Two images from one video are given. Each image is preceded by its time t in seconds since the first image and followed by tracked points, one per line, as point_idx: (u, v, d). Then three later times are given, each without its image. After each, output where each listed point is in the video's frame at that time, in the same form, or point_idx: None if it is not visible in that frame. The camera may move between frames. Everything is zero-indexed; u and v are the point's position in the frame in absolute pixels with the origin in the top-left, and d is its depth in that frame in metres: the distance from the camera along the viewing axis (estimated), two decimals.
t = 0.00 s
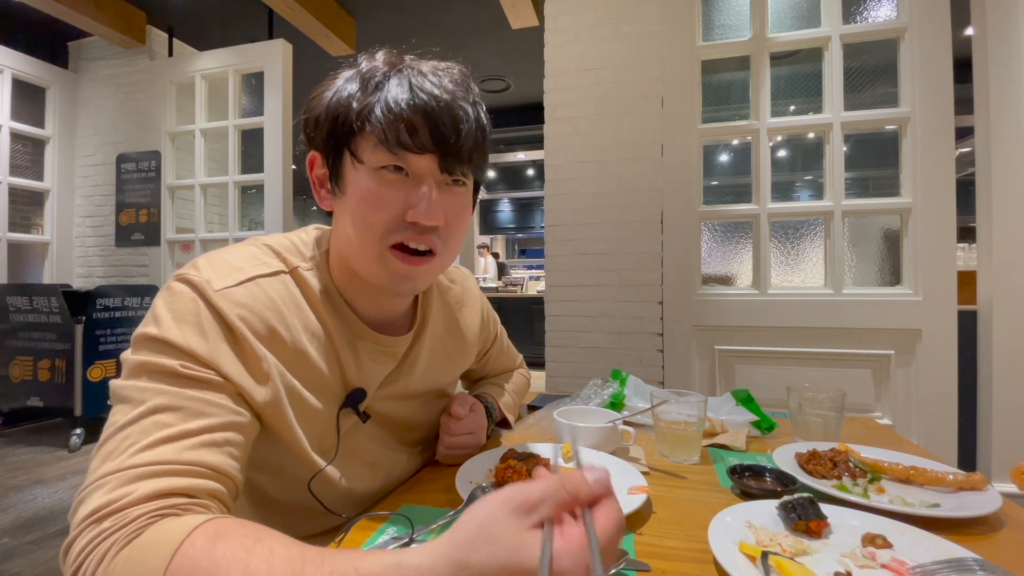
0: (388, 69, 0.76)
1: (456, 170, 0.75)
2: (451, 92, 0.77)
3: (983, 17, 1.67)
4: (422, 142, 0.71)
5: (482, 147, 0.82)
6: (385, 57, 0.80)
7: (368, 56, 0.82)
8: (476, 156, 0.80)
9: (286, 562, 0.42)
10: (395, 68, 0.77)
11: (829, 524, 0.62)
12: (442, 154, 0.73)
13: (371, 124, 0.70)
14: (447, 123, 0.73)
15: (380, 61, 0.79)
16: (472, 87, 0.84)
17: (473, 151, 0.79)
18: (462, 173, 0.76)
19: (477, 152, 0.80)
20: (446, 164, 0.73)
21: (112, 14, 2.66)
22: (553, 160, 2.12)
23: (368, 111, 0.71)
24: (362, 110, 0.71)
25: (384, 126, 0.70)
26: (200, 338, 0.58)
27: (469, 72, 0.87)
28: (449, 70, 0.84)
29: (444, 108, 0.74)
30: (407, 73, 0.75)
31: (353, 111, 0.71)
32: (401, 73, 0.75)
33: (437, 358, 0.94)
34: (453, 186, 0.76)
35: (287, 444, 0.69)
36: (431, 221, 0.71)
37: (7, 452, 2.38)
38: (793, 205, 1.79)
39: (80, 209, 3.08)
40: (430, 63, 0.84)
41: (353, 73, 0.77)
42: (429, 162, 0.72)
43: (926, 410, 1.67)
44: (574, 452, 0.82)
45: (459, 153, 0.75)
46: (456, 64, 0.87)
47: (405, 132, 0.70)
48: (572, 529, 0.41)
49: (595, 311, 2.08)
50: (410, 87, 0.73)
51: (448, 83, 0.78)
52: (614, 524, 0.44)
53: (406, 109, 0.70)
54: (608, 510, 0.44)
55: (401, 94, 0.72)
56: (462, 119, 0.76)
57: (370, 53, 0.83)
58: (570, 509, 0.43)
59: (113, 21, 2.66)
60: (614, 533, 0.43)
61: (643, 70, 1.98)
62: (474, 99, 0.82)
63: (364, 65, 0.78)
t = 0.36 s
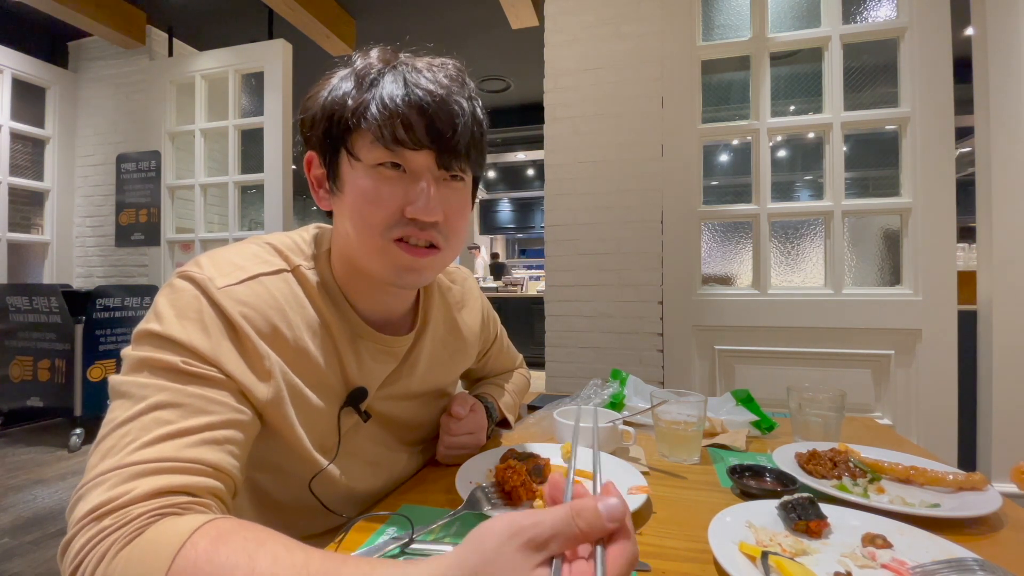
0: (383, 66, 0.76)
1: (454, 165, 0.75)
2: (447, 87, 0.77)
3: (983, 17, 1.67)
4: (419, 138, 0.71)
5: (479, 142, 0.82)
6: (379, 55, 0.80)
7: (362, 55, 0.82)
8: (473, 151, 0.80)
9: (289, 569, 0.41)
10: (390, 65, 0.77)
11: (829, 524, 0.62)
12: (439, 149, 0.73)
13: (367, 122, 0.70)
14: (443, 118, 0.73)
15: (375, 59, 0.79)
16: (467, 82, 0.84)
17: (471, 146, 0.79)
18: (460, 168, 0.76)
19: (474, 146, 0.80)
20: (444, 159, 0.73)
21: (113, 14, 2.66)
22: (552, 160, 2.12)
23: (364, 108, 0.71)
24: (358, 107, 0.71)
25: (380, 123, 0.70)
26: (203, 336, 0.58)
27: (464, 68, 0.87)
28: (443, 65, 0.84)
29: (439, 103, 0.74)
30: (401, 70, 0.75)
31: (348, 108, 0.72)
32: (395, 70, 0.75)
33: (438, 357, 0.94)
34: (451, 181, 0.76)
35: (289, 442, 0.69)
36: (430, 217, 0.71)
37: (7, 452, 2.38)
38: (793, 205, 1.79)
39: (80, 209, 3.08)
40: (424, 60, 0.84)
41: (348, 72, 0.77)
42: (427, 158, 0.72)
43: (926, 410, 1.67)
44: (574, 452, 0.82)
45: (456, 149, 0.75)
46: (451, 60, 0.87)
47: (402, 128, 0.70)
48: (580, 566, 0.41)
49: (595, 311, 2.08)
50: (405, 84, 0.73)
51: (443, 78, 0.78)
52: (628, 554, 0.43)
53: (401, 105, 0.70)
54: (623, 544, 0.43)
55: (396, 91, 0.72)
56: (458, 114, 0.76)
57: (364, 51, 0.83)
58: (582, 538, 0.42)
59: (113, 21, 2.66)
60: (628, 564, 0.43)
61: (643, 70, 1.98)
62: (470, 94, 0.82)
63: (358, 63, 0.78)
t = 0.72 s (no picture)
0: (387, 67, 0.76)
1: (457, 169, 0.75)
2: (451, 89, 0.76)
3: (983, 17, 1.67)
4: (422, 141, 0.71)
5: (482, 145, 0.81)
6: (384, 55, 0.80)
7: (367, 54, 0.81)
8: (476, 155, 0.79)
9: (292, 571, 0.41)
10: (395, 66, 0.77)
11: (829, 524, 0.62)
12: (442, 152, 0.73)
13: (370, 124, 0.70)
14: (446, 121, 0.73)
15: (379, 60, 0.78)
16: (472, 85, 0.84)
17: (473, 149, 0.78)
18: (463, 172, 0.76)
19: (477, 150, 0.80)
20: (446, 163, 0.73)
21: (113, 14, 2.66)
22: (553, 160, 2.12)
23: (367, 110, 0.71)
24: (361, 108, 0.71)
25: (383, 125, 0.70)
26: (205, 335, 0.58)
27: (469, 70, 0.87)
28: (448, 67, 0.83)
29: (443, 106, 0.73)
30: (406, 71, 0.75)
31: (352, 110, 0.72)
32: (400, 71, 0.75)
33: (439, 357, 0.94)
34: (453, 185, 0.76)
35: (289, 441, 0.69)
36: (431, 220, 0.71)
37: (7, 452, 2.38)
38: (793, 205, 1.79)
39: (80, 209, 3.08)
40: (429, 61, 0.83)
41: (352, 71, 0.77)
42: (429, 161, 0.72)
43: (926, 410, 1.67)
44: (574, 452, 0.83)
45: (458, 152, 0.75)
46: (456, 62, 0.87)
47: (404, 131, 0.70)
48: None
49: (595, 311, 2.08)
50: (409, 85, 0.72)
51: (447, 80, 0.78)
52: None
53: (404, 107, 0.70)
54: None
55: (400, 92, 0.71)
56: (461, 117, 0.75)
57: (368, 51, 0.82)
58: None
59: (113, 21, 2.66)
60: None
61: (643, 70, 1.98)
62: (474, 96, 0.82)
63: (362, 63, 0.78)
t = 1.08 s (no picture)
0: (385, 68, 0.76)
1: (456, 167, 0.75)
2: (448, 88, 0.76)
3: (983, 17, 1.67)
4: (420, 140, 0.71)
5: (482, 143, 0.81)
6: (381, 56, 0.80)
7: (365, 55, 0.81)
8: (475, 153, 0.79)
9: (293, 574, 0.41)
10: (392, 66, 0.77)
11: (829, 524, 0.62)
12: (441, 151, 0.73)
13: (368, 125, 0.70)
14: (444, 119, 0.73)
15: (377, 60, 0.78)
16: (469, 83, 0.84)
17: (472, 148, 0.78)
18: (462, 170, 0.76)
19: (476, 147, 0.79)
20: (445, 162, 0.73)
21: (113, 14, 2.66)
22: (553, 160, 2.12)
23: (366, 111, 0.71)
24: (359, 109, 0.71)
25: (382, 126, 0.70)
26: (208, 335, 0.58)
27: (467, 68, 0.87)
28: (445, 66, 0.83)
29: (441, 105, 0.73)
30: (403, 71, 0.75)
31: (350, 111, 0.72)
32: (397, 71, 0.75)
33: (439, 358, 0.94)
34: (453, 183, 0.76)
35: (290, 441, 0.69)
36: (431, 219, 0.71)
37: (7, 452, 2.38)
38: (793, 205, 1.79)
39: (79, 209, 3.08)
40: (427, 60, 0.83)
41: (350, 73, 0.77)
42: (428, 161, 0.72)
43: (926, 410, 1.67)
44: (574, 452, 0.83)
45: (457, 151, 0.75)
46: (453, 61, 0.87)
47: (403, 131, 0.70)
48: None
49: (595, 311, 2.08)
50: (407, 85, 0.72)
51: (444, 79, 0.78)
52: None
53: (402, 107, 0.70)
54: None
55: (398, 93, 0.71)
56: (459, 115, 0.75)
57: (366, 52, 0.82)
58: None
59: (113, 21, 2.66)
60: None
61: (643, 70, 1.98)
62: (472, 94, 0.82)
63: (360, 64, 0.78)
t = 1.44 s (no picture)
0: (393, 73, 0.76)
1: (462, 171, 0.75)
2: (455, 94, 0.76)
3: (983, 17, 1.67)
4: (428, 144, 0.71)
5: (487, 147, 0.81)
6: (389, 62, 0.80)
7: (373, 61, 0.81)
8: (480, 156, 0.79)
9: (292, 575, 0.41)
10: (400, 72, 0.77)
11: (828, 524, 0.62)
12: (447, 155, 0.73)
13: (377, 128, 0.70)
14: (451, 123, 0.73)
15: (385, 66, 0.79)
16: (475, 88, 0.84)
17: (477, 151, 0.78)
18: (468, 173, 0.76)
19: (481, 151, 0.80)
20: (452, 165, 0.73)
21: (112, 14, 2.66)
22: (553, 160, 2.12)
23: (375, 115, 0.71)
24: (368, 114, 0.71)
25: (390, 129, 0.70)
26: (218, 334, 0.58)
27: (471, 74, 0.87)
28: (451, 72, 0.83)
29: (447, 110, 0.73)
30: (411, 76, 0.75)
31: (359, 115, 0.72)
32: (405, 76, 0.75)
33: (441, 356, 0.94)
34: (459, 185, 0.76)
35: (297, 441, 0.70)
36: (438, 221, 0.72)
37: (7, 452, 2.38)
38: (792, 205, 1.79)
39: (79, 209, 3.08)
40: (433, 66, 0.83)
41: (359, 78, 0.77)
42: (435, 163, 0.72)
43: (926, 409, 1.67)
44: (574, 451, 0.83)
45: (464, 154, 0.75)
46: (459, 67, 0.87)
47: (411, 134, 0.70)
48: None
49: (595, 311, 2.08)
50: (415, 91, 0.72)
51: (451, 84, 0.78)
52: None
53: (410, 111, 0.70)
54: None
55: (406, 97, 0.71)
56: (466, 120, 0.75)
57: (374, 58, 0.82)
58: None
59: (112, 21, 2.66)
60: None
61: (643, 70, 1.98)
62: (478, 100, 0.82)
63: (369, 70, 0.78)
